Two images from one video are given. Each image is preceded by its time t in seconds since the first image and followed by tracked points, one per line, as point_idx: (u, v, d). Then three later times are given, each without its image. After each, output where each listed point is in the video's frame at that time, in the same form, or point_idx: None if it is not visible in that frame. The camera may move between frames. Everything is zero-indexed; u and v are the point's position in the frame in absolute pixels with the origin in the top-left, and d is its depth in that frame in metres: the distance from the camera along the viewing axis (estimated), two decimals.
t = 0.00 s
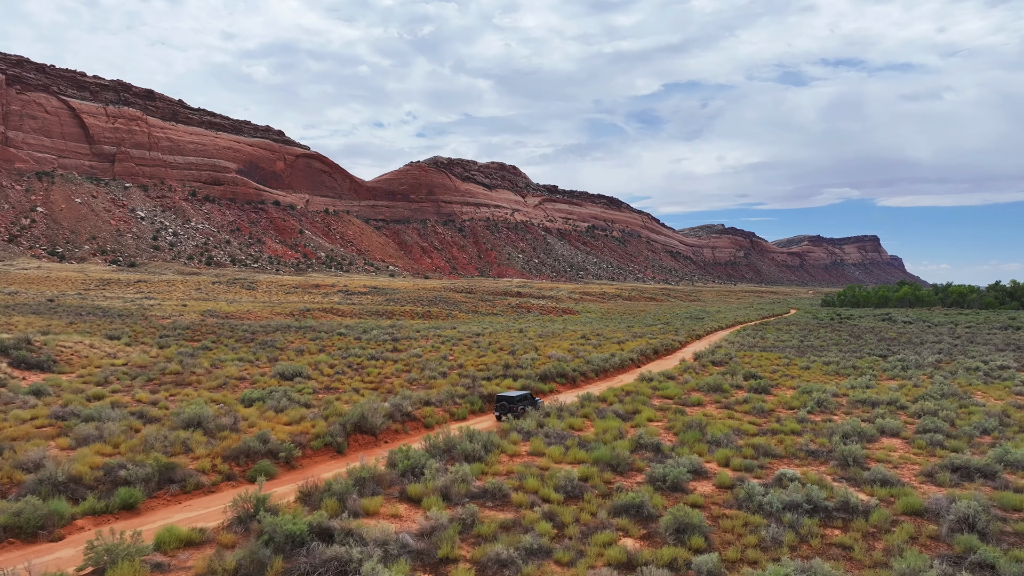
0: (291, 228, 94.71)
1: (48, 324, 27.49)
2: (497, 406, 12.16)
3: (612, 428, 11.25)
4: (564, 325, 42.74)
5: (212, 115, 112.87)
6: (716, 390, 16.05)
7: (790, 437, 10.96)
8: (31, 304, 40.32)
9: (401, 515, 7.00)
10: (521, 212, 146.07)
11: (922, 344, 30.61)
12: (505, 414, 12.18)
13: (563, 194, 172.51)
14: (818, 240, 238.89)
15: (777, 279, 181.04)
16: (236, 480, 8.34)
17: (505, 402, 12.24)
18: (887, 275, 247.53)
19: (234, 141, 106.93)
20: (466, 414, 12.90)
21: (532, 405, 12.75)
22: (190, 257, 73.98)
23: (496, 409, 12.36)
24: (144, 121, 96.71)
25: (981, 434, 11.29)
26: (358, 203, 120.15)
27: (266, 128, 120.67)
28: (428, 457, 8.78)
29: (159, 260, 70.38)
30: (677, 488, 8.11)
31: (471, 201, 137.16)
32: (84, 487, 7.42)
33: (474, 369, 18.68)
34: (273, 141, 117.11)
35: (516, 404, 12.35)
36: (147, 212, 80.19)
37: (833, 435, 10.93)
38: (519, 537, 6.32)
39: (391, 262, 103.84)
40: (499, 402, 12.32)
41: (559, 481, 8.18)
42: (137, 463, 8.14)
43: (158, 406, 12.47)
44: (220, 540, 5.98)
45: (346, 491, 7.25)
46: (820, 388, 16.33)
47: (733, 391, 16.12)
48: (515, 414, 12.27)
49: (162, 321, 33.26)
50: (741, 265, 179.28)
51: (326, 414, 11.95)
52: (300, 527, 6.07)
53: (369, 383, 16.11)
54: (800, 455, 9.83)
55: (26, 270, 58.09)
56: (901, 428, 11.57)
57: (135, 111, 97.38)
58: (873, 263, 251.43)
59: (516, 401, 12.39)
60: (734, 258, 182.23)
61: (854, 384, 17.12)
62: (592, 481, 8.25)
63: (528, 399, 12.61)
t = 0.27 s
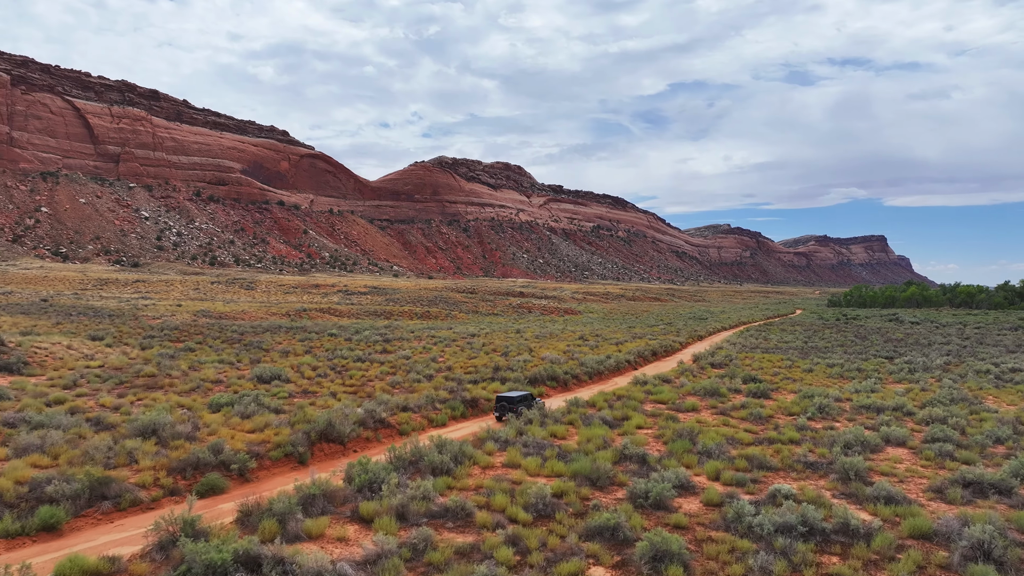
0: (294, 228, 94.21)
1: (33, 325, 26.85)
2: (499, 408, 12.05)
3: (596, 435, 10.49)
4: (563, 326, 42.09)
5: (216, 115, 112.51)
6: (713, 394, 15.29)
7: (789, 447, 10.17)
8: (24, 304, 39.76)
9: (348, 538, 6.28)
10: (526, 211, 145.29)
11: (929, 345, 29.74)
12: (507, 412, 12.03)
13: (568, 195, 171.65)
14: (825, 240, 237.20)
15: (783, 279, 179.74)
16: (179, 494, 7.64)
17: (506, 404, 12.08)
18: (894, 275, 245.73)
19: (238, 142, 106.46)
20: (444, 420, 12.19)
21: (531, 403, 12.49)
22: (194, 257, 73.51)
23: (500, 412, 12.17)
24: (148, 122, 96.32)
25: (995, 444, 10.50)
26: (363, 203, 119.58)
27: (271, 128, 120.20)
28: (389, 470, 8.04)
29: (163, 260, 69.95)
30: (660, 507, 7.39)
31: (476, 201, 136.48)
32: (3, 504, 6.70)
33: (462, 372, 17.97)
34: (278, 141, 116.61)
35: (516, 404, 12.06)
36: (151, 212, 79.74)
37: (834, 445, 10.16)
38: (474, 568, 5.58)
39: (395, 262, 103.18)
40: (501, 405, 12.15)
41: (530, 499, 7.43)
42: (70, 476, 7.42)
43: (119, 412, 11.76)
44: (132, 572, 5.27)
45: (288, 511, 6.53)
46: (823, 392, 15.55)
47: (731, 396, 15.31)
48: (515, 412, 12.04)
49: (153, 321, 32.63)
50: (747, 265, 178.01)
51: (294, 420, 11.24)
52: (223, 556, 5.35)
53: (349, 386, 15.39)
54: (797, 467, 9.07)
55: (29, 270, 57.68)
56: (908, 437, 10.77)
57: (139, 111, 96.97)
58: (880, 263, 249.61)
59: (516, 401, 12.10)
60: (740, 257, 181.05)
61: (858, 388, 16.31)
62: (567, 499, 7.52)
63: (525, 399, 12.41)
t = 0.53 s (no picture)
0: (296, 229, 93.60)
1: (13, 327, 26.12)
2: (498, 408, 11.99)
3: (580, 446, 9.75)
4: (562, 327, 41.37)
5: (217, 116, 111.95)
6: (709, 400, 14.54)
7: (788, 460, 9.41)
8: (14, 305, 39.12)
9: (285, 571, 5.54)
10: (529, 212, 144.50)
11: (935, 347, 28.92)
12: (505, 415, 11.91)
13: (570, 195, 170.79)
14: (828, 241, 235.96)
15: (786, 280, 178.57)
16: (112, 514, 6.90)
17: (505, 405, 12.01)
18: (898, 276, 244.22)
19: (240, 142, 105.84)
20: (422, 428, 11.48)
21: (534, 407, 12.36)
22: (194, 258, 72.91)
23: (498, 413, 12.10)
24: (150, 122, 95.69)
25: (1012, 456, 9.74)
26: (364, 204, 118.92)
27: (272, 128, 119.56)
28: (346, 487, 7.29)
29: (163, 260, 69.38)
30: (643, 529, 6.68)
31: (478, 202, 135.75)
32: None
33: (449, 376, 17.23)
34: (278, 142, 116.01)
35: (516, 405, 11.91)
36: (152, 213, 79.15)
37: (836, 457, 9.40)
38: None
39: (396, 262, 102.44)
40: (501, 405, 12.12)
41: (498, 520, 6.69)
42: None
43: (74, 420, 11.01)
44: None
45: (219, 538, 5.79)
46: (826, 397, 14.77)
47: (728, 402, 14.54)
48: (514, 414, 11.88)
49: (141, 322, 31.95)
50: (750, 266, 177.01)
51: (258, 428, 10.49)
52: None
53: (327, 391, 14.65)
54: (797, 482, 8.32)
55: (28, 270, 57.11)
56: (916, 448, 10.01)
57: (140, 112, 96.35)
58: (884, 264, 248.30)
59: (517, 402, 11.96)
60: (743, 258, 180.05)
61: (862, 393, 15.52)
62: (540, 521, 6.77)
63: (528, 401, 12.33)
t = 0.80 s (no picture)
0: (296, 230, 92.88)
1: None
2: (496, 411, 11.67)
3: (559, 461, 8.93)
4: (558, 328, 40.56)
5: (218, 117, 111.26)
6: (704, 407, 13.71)
7: (786, 476, 8.60)
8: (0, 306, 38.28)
9: None
10: (530, 213, 143.61)
11: (941, 350, 28.11)
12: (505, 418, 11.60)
13: (572, 196, 169.93)
14: (831, 242, 234.82)
15: (788, 282, 177.63)
16: (21, 543, 6.06)
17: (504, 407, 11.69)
18: (901, 278, 242.89)
19: (240, 143, 105.11)
20: (393, 440, 10.64)
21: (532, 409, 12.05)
22: (194, 259, 72.16)
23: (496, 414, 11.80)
24: (149, 123, 94.89)
25: None
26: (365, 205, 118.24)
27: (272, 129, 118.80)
28: (287, 512, 6.45)
29: (162, 261, 68.67)
30: (620, 561, 5.86)
31: (479, 203, 134.96)
32: None
33: (432, 381, 16.39)
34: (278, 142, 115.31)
35: (517, 409, 11.60)
36: (152, 214, 78.52)
37: (840, 473, 8.57)
38: None
39: (397, 263, 101.63)
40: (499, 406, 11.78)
41: (454, 551, 5.87)
42: None
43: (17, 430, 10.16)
44: None
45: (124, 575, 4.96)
46: (828, 404, 13.94)
47: (725, 410, 13.71)
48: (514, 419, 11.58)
49: (125, 324, 31.10)
50: (753, 267, 175.99)
51: (212, 440, 9.64)
52: None
53: (300, 398, 13.82)
54: (796, 504, 7.49)
55: (25, 272, 56.41)
56: (928, 462, 9.17)
57: (140, 113, 95.56)
58: (886, 265, 247.06)
59: (517, 405, 11.65)
60: (745, 259, 179.05)
61: (866, 399, 14.69)
62: (504, 553, 5.96)
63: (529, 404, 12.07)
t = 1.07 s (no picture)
0: (298, 231, 92.25)
1: None
2: (495, 412, 11.54)
3: (532, 477, 8.15)
4: (555, 330, 39.81)
5: (220, 118, 110.52)
6: (698, 415, 12.92)
7: (783, 495, 7.79)
8: None
9: None
10: (532, 214, 142.72)
11: (948, 353, 27.22)
12: (504, 421, 11.48)
13: (573, 196, 169.01)
14: (835, 243, 233.59)
15: (792, 283, 176.43)
16: None
17: (503, 408, 11.58)
18: (906, 278, 241.26)
19: (241, 143, 104.40)
20: (360, 452, 9.86)
21: (531, 411, 11.96)
22: (194, 260, 71.54)
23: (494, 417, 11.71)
24: (151, 124, 94.16)
25: None
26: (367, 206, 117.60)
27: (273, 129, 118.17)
28: (210, 542, 5.64)
29: (162, 262, 68.04)
30: None
31: (482, 204, 134.23)
32: None
33: (413, 385, 15.60)
34: (280, 143, 114.68)
35: (516, 410, 11.46)
36: (153, 214, 77.95)
37: (841, 491, 7.76)
38: None
39: (399, 265, 100.92)
40: (497, 408, 11.68)
41: None
42: None
43: None
44: None
45: None
46: (829, 411, 13.12)
47: (719, 417, 12.89)
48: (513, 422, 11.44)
49: (110, 325, 30.30)
50: (756, 268, 174.96)
51: (158, 453, 8.82)
52: None
53: (270, 405, 13.03)
54: (792, 527, 6.69)
55: (23, 272, 55.79)
56: (938, 478, 8.38)
57: (142, 113, 94.67)
58: (891, 266, 245.66)
59: (516, 407, 11.53)
60: (749, 260, 178.02)
61: (870, 406, 13.87)
62: None
63: (527, 406, 11.97)
